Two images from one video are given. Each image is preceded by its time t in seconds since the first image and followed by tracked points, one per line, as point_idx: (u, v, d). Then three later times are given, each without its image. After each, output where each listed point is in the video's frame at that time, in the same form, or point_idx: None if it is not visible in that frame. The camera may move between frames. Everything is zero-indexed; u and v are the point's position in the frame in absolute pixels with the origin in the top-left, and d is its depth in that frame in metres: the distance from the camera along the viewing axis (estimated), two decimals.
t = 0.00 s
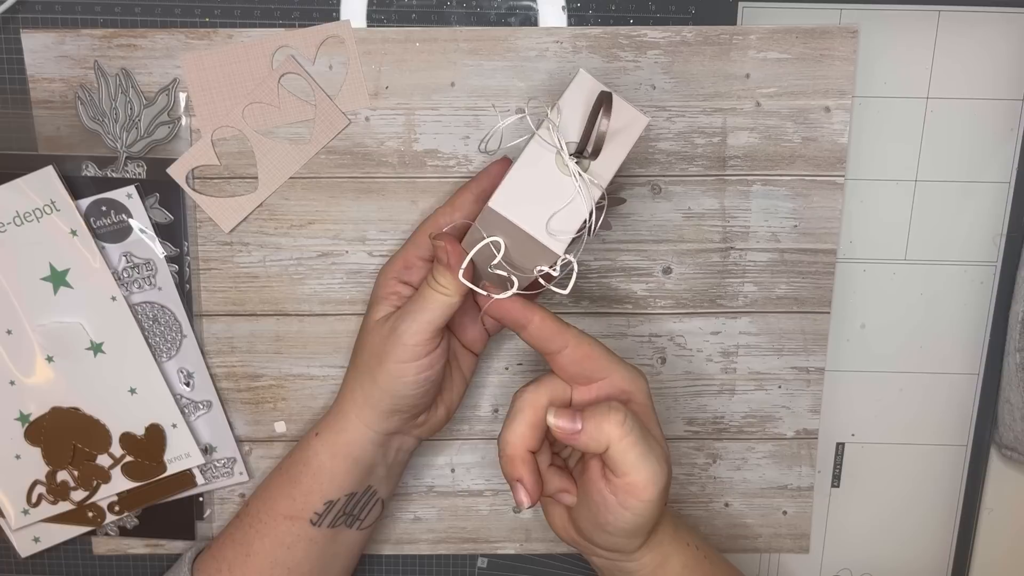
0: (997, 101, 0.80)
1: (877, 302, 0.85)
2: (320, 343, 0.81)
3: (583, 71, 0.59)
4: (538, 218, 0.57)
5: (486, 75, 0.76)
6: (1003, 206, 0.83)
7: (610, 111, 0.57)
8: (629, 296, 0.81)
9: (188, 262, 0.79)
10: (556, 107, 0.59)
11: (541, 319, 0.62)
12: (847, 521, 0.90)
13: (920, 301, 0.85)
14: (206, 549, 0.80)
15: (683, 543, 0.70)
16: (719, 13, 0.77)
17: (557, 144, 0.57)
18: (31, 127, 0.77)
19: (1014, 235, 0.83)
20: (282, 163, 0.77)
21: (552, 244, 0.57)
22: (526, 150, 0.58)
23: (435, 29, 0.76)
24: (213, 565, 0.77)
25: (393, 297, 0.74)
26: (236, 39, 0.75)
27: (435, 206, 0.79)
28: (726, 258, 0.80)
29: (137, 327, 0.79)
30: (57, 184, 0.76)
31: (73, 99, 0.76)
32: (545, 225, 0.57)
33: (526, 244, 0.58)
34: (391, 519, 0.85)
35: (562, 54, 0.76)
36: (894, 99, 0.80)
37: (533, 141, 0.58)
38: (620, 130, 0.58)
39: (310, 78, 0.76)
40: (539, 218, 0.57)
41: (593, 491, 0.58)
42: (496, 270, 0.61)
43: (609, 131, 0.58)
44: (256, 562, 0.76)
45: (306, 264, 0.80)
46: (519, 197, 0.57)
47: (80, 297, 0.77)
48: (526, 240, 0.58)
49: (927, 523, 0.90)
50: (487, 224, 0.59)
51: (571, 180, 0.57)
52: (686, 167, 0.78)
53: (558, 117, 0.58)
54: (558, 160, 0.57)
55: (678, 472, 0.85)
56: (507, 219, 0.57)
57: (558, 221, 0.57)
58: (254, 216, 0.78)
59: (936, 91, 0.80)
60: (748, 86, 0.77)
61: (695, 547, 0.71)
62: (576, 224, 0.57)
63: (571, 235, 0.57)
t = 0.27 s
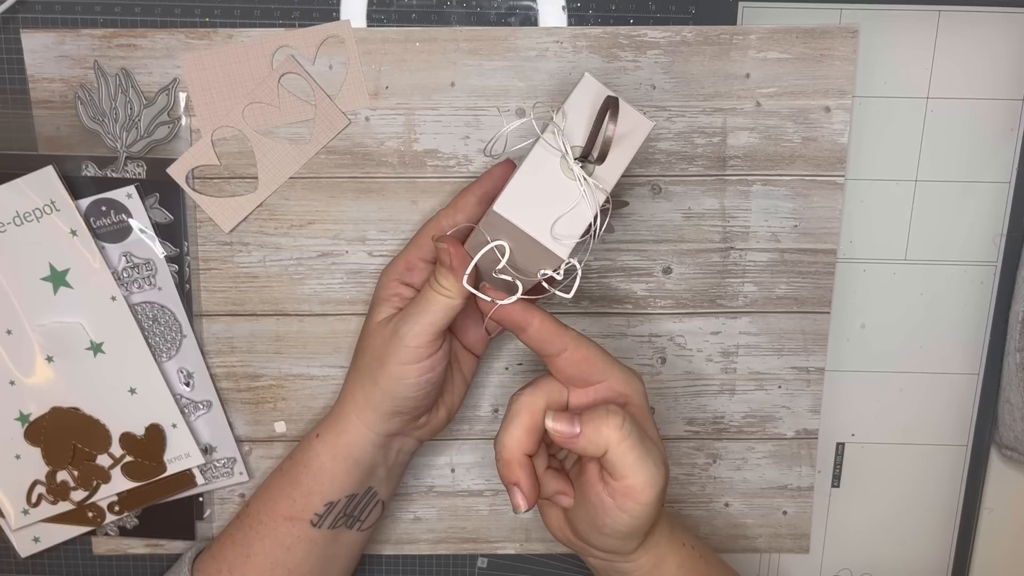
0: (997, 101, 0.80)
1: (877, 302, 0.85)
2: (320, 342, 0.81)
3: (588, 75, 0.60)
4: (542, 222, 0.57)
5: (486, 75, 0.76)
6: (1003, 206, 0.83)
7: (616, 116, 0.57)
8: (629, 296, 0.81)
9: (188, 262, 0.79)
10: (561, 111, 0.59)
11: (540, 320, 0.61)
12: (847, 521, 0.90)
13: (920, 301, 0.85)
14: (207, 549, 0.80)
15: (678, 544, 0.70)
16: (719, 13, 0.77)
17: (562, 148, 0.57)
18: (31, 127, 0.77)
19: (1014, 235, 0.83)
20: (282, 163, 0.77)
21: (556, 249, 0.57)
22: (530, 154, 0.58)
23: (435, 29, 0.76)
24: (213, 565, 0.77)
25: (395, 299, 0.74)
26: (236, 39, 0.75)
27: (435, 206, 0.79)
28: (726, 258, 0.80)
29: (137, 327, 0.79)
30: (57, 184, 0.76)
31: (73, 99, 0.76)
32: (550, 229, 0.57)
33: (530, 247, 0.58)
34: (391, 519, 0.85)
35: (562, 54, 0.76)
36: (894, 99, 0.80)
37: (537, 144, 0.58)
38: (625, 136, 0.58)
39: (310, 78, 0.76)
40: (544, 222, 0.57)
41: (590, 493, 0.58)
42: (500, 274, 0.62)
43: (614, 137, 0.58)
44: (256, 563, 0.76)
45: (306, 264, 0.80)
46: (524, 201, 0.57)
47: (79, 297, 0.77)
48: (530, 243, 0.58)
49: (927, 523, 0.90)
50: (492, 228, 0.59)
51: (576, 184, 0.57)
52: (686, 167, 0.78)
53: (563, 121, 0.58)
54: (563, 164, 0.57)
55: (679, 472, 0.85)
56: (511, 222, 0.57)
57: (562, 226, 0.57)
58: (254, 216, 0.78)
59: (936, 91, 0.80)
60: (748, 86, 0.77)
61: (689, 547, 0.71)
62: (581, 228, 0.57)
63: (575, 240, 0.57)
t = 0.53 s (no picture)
0: (997, 101, 0.80)
1: (877, 302, 0.85)
2: (320, 342, 0.81)
3: (586, 75, 0.59)
4: (541, 223, 0.57)
5: (486, 75, 0.76)
6: (1003, 206, 0.83)
7: (614, 117, 0.57)
8: (629, 296, 0.81)
9: (188, 262, 0.79)
10: (561, 112, 0.59)
11: (541, 321, 0.61)
12: (847, 521, 0.90)
13: (920, 301, 0.85)
14: (207, 549, 0.80)
15: (670, 545, 0.70)
16: (719, 13, 0.77)
17: (561, 148, 0.57)
18: (31, 127, 0.77)
19: (1014, 235, 0.83)
20: (282, 163, 0.77)
21: (555, 249, 0.57)
22: (529, 155, 0.58)
23: (435, 29, 0.76)
24: (213, 565, 0.77)
25: (395, 299, 0.74)
26: (236, 39, 0.75)
27: (435, 206, 0.79)
28: (726, 258, 0.80)
29: (137, 327, 0.79)
30: (57, 184, 0.76)
31: (73, 99, 0.76)
32: (549, 231, 0.57)
33: (529, 248, 0.58)
34: (391, 519, 0.85)
35: (562, 54, 0.76)
36: (894, 99, 0.80)
37: (536, 145, 0.58)
38: (623, 136, 0.58)
39: (310, 78, 0.76)
40: (542, 223, 0.57)
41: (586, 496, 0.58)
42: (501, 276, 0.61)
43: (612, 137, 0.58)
44: (257, 563, 0.76)
45: (306, 264, 0.80)
46: (523, 202, 0.57)
47: (80, 297, 0.77)
48: (529, 244, 0.58)
49: (927, 523, 0.90)
50: (491, 229, 0.59)
51: (575, 184, 0.57)
52: (686, 167, 0.78)
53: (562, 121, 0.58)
54: (562, 165, 0.57)
55: (679, 472, 0.85)
56: (510, 223, 0.57)
57: (561, 227, 0.57)
58: (254, 216, 0.78)
59: (936, 91, 0.80)
60: (748, 86, 0.77)
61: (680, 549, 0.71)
62: (580, 230, 0.58)
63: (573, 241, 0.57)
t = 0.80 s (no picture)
0: (997, 101, 0.80)
1: (877, 302, 0.85)
2: (320, 342, 0.81)
3: (584, 73, 0.60)
4: (538, 220, 0.57)
5: (486, 75, 0.76)
6: (1003, 206, 0.83)
7: (611, 114, 0.57)
8: (629, 296, 0.81)
9: (188, 262, 0.79)
10: (558, 110, 0.59)
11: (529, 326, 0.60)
12: (847, 521, 0.90)
13: (920, 301, 0.85)
14: (207, 549, 0.80)
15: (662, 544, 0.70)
16: (719, 13, 0.77)
17: (558, 146, 0.57)
18: (31, 127, 0.77)
19: (1014, 235, 0.83)
20: (282, 163, 0.77)
21: (552, 247, 0.57)
22: (527, 153, 0.58)
23: (435, 29, 0.76)
24: (213, 565, 0.77)
25: (394, 298, 0.74)
26: (236, 39, 0.75)
27: (435, 206, 0.78)
28: (726, 258, 0.80)
29: (137, 327, 0.79)
30: (57, 184, 0.76)
31: (73, 99, 0.76)
32: (546, 228, 0.57)
33: (527, 246, 0.58)
34: (391, 519, 0.85)
35: (562, 54, 0.76)
36: (893, 99, 0.80)
37: (534, 143, 0.58)
38: (620, 133, 0.58)
39: (310, 78, 0.76)
40: (540, 221, 0.57)
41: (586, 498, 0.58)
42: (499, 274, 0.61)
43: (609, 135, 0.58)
44: (256, 563, 0.76)
45: (306, 264, 0.80)
46: (521, 200, 0.57)
47: (80, 297, 0.77)
48: (527, 243, 0.58)
49: (927, 522, 0.90)
50: (489, 227, 0.59)
51: (572, 182, 0.57)
52: (686, 167, 0.78)
53: (560, 119, 0.58)
54: (559, 163, 0.58)
55: (679, 472, 0.85)
56: (508, 221, 0.57)
57: (558, 224, 0.57)
58: (254, 216, 0.78)
59: (936, 91, 0.80)
60: (748, 86, 0.76)
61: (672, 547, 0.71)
62: (578, 227, 0.57)
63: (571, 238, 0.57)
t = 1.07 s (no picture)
0: (997, 101, 0.80)
1: (877, 302, 0.85)
2: (320, 342, 0.81)
3: (581, 72, 0.60)
4: (534, 219, 0.57)
5: (486, 75, 0.76)
6: (1003, 206, 0.83)
7: (607, 112, 0.57)
8: (629, 296, 0.81)
9: (188, 262, 0.79)
10: (555, 110, 0.60)
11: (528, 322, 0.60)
12: (847, 521, 0.90)
13: (920, 301, 0.85)
14: (207, 549, 0.80)
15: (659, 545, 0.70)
16: (719, 13, 0.77)
17: (555, 145, 0.57)
18: (31, 127, 0.77)
19: (1014, 235, 0.83)
20: (282, 163, 0.77)
21: (548, 245, 0.57)
22: (523, 152, 0.58)
23: (435, 29, 0.76)
24: (213, 565, 0.77)
25: (393, 298, 0.74)
26: (235, 39, 0.75)
27: (435, 206, 0.78)
28: (726, 258, 0.80)
29: (137, 327, 0.79)
30: (57, 184, 0.76)
31: (73, 99, 0.76)
32: (542, 226, 0.57)
33: (524, 245, 0.58)
34: (391, 519, 0.85)
35: (562, 54, 0.76)
36: (893, 99, 0.80)
37: (530, 142, 0.59)
38: (616, 131, 0.58)
39: (310, 78, 0.76)
40: (536, 219, 0.57)
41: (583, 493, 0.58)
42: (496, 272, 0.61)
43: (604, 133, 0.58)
44: (256, 563, 0.76)
45: (306, 264, 0.80)
46: (517, 198, 0.57)
47: (80, 297, 0.77)
48: (524, 241, 0.58)
49: (927, 522, 0.90)
50: (486, 226, 0.59)
51: (569, 180, 0.57)
52: (686, 167, 0.78)
53: (556, 118, 0.58)
54: (556, 161, 0.57)
55: (679, 472, 0.85)
56: (504, 220, 0.57)
57: (555, 222, 0.57)
58: (254, 216, 0.78)
59: (936, 91, 0.80)
60: (748, 86, 0.76)
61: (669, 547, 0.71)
62: (574, 225, 0.57)
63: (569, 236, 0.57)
